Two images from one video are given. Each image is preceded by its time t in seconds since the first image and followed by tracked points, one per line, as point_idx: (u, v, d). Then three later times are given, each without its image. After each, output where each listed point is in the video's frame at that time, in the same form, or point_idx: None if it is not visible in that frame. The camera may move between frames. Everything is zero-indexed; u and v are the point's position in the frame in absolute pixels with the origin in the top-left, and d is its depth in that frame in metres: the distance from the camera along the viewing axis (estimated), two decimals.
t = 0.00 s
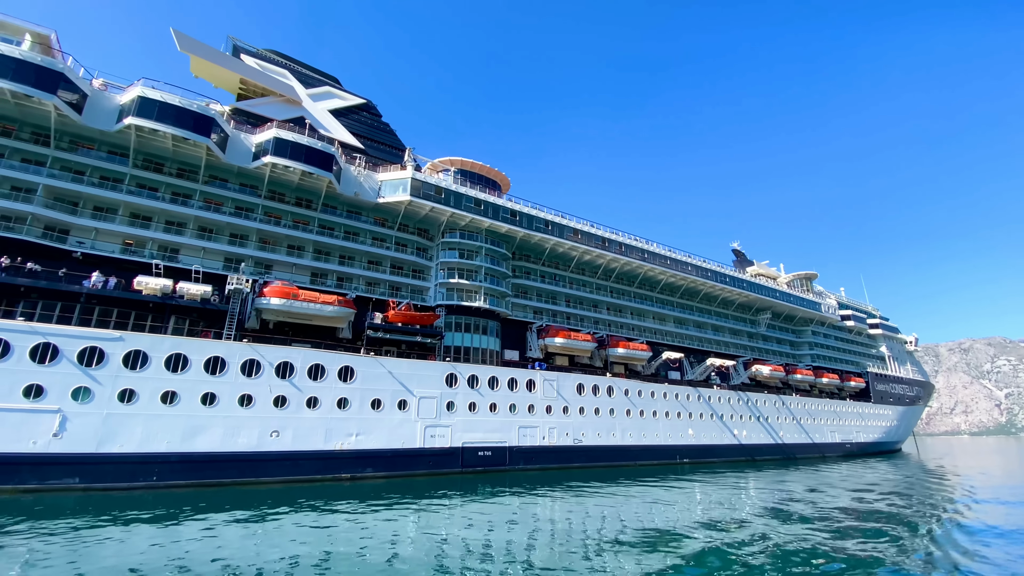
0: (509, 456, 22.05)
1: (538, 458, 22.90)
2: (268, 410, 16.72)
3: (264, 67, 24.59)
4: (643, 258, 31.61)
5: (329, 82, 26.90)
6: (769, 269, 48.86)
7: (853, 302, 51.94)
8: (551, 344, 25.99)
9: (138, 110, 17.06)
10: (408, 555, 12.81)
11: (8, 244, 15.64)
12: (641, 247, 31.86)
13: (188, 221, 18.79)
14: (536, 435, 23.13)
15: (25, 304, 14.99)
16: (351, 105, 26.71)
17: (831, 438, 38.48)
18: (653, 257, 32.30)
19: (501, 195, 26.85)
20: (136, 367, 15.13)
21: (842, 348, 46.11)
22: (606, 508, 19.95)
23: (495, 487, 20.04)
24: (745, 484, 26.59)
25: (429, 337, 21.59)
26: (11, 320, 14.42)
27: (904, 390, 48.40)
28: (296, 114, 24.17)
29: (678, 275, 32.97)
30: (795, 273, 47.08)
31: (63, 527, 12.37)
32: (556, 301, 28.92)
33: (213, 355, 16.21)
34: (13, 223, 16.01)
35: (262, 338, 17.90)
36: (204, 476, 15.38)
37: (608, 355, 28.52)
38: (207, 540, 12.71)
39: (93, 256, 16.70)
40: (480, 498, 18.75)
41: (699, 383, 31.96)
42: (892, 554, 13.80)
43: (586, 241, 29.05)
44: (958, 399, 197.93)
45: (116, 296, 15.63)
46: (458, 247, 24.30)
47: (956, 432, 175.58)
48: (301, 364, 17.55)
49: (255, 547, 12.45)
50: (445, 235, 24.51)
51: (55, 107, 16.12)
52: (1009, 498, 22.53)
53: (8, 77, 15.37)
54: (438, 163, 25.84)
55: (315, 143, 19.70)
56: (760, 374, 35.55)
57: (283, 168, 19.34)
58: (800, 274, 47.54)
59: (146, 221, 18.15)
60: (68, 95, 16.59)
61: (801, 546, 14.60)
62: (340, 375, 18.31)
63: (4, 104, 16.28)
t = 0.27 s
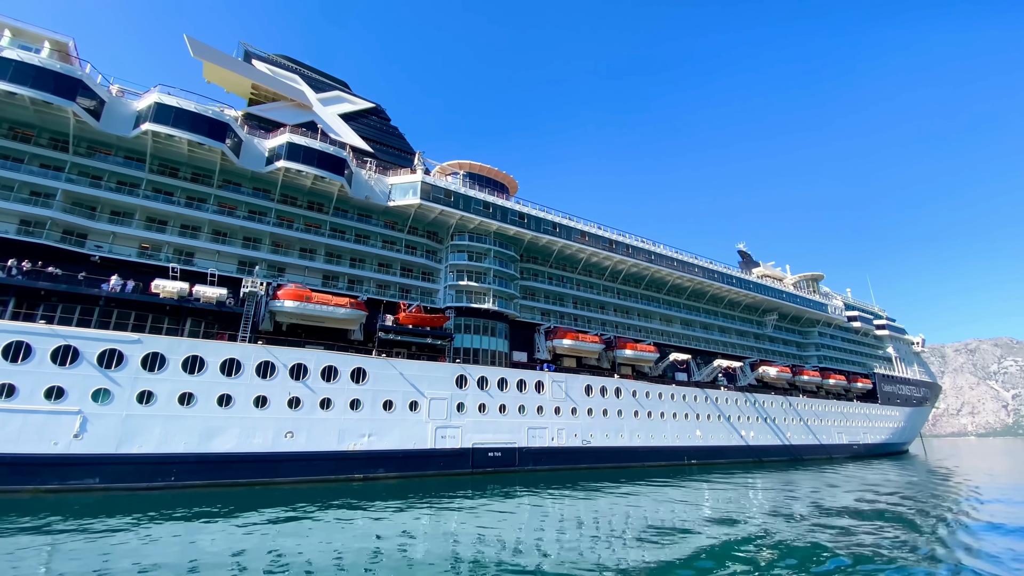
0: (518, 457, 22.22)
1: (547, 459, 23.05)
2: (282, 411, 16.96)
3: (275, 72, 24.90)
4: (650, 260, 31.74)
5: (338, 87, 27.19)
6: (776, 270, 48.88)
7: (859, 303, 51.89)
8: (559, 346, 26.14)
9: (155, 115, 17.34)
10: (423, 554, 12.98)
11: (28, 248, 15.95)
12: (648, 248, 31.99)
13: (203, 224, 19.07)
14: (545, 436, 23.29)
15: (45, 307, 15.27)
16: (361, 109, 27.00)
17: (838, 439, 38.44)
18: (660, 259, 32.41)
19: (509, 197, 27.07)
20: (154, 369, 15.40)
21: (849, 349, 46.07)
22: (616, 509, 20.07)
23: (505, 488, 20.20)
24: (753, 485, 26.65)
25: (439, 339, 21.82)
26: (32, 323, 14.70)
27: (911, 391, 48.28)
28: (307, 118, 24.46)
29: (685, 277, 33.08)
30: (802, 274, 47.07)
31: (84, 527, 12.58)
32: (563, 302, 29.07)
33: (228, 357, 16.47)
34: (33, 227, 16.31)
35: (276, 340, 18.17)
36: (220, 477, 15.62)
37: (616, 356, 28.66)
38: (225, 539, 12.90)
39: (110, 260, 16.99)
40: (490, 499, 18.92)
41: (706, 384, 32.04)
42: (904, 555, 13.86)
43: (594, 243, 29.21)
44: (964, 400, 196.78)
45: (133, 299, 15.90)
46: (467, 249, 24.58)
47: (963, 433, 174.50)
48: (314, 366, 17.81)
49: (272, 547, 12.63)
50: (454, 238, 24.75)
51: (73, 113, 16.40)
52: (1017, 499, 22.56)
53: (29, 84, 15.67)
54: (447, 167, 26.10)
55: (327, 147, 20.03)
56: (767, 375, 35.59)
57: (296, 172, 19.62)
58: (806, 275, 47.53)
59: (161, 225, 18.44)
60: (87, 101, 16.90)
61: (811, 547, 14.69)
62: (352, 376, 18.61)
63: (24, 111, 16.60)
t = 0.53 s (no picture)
0: (528, 458, 22.37)
1: (556, 460, 23.19)
2: (296, 412, 17.20)
3: (286, 77, 25.18)
4: (657, 261, 31.84)
5: (347, 91, 27.45)
6: (782, 271, 48.88)
7: (865, 304, 51.84)
8: (567, 347, 26.28)
9: (170, 121, 17.61)
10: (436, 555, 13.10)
11: (46, 252, 16.20)
12: (655, 250, 32.09)
13: (216, 228, 19.31)
14: (554, 438, 23.43)
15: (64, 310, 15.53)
16: (370, 113, 27.25)
17: (845, 440, 38.42)
18: (666, 260, 32.52)
19: (517, 200, 27.27)
20: (171, 371, 15.65)
21: (856, 350, 46.06)
22: (624, 510, 20.15)
23: (515, 489, 20.35)
24: (760, 486, 26.73)
25: (448, 340, 22.01)
26: (52, 326, 14.95)
27: (918, 392, 48.17)
28: (317, 122, 24.72)
29: (692, 279, 33.18)
30: (808, 275, 47.05)
31: (103, 526, 12.77)
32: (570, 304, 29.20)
33: (243, 359, 16.70)
34: (51, 232, 16.57)
35: (289, 342, 18.41)
36: (236, 477, 15.85)
37: (623, 358, 28.78)
38: (240, 539, 13.05)
39: (126, 263, 17.24)
40: (499, 499, 19.09)
41: (713, 385, 32.10)
42: (915, 557, 13.90)
43: (601, 245, 29.34)
44: (971, 401, 195.73)
45: (150, 302, 16.14)
46: (475, 252, 24.81)
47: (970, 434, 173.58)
48: (327, 368, 18.07)
49: (287, 547, 12.78)
50: (463, 240, 24.98)
51: (91, 119, 16.66)
52: None
53: (48, 91, 15.93)
54: (455, 170, 26.31)
55: (339, 151, 20.33)
56: (773, 376, 35.63)
57: (308, 176, 19.88)
58: (812, 276, 47.51)
59: (176, 229, 18.70)
60: (103, 107, 17.16)
61: (822, 549, 14.73)
62: (364, 378, 18.86)
63: (42, 117, 16.88)
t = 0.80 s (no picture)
0: (536, 459, 22.52)
1: (564, 462, 23.32)
2: (309, 414, 17.42)
3: (295, 82, 25.46)
4: (663, 263, 31.96)
5: (356, 95, 27.72)
6: (787, 272, 48.92)
7: (871, 305, 51.83)
8: (574, 349, 26.43)
9: (185, 127, 17.87)
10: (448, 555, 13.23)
11: (63, 256, 16.44)
12: (661, 252, 32.22)
13: (229, 232, 19.54)
14: (562, 439, 23.57)
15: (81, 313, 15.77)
16: (378, 117, 27.52)
17: (852, 441, 38.41)
18: (672, 262, 32.64)
19: (524, 202, 27.48)
20: (187, 374, 15.87)
21: (861, 351, 46.07)
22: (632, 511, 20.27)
23: (524, 490, 20.50)
24: (767, 488, 26.81)
25: (457, 343, 22.19)
26: (69, 329, 15.18)
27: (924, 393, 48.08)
28: (326, 126, 24.98)
29: (698, 280, 33.29)
30: (813, 276, 47.07)
31: (121, 526, 12.96)
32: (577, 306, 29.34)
33: (257, 361, 16.92)
34: (68, 236, 16.82)
35: (302, 344, 18.65)
36: (250, 478, 16.05)
37: (629, 360, 28.91)
38: (255, 539, 13.23)
39: (142, 267, 17.49)
40: (509, 500, 19.26)
41: (719, 387, 32.17)
42: (924, 558, 13.98)
43: (608, 247, 29.49)
44: (976, 402, 194.83)
45: (166, 305, 16.38)
46: (483, 254, 25.03)
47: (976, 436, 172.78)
48: (339, 370, 18.30)
49: (301, 547, 12.93)
50: (471, 243, 25.20)
51: (107, 125, 16.92)
52: None
53: (65, 97, 16.19)
54: (463, 173, 26.52)
55: (349, 156, 20.62)
56: (779, 378, 35.68)
57: (319, 181, 20.14)
58: (818, 278, 47.54)
59: (190, 233, 18.94)
60: (119, 113, 17.41)
61: (831, 549, 14.84)
62: (375, 379, 19.09)
63: (59, 123, 17.14)
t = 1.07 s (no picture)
0: (544, 461, 22.66)
1: (572, 463, 23.45)
2: (321, 415, 17.66)
3: (305, 86, 25.71)
4: (669, 265, 32.09)
5: (364, 99, 27.96)
6: (792, 273, 48.98)
7: (876, 306, 51.81)
8: (581, 350, 26.57)
9: (198, 132, 18.11)
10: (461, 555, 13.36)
11: (80, 260, 16.70)
12: (667, 253, 32.35)
13: (241, 235, 19.76)
14: (570, 440, 23.70)
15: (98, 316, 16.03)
16: (386, 121, 27.75)
17: (857, 443, 38.42)
18: (678, 264, 32.76)
19: (530, 205, 27.66)
20: (202, 376, 16.10)
21: (867, 352, 46.09)
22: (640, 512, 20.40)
23: (533, 491, 20.65)
24: (773, 489, 26.87)
25: (466, 344, 22.37)
26: (87, 332, 15.44)
27: (930, 394, 47.99)
28: (335, 130, 25.21)
29: (703, 282, 33.40)
30: (818, 277, 47.11)
31: (138, 526, 13.16)
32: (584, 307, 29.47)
33: (270, 363, 17.15)
34: (84, 240, 17.07)
35: (314, 346, 18.89)
36: (264, 479, 16.26)
37: (636, 361, 29.03)
38: (270, 539, 13.40)
39: (156, 270, 17.73)
40: (518, 501, 19.42)
41: (725, 388, 32.25)
42: (933, 558, 14.08)
43: (614, 249, 29.63)
44: (981, 403, 194.05)
45: (180, 308, 16.62)
46: (490, 257, 25.22)
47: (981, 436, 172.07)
48: (350, 372, 18.54)
49: (315, 547, 13.08)
50: (478, 245, 25.40)
51: (123, 130, 17.15)
52: None
53: (82, 103, 16.43)
54: (470, 175, 26.71)
55: (359, 160, 20.86)
56: (785, 379, 35.75)
57: (330, 184, 20.37)
58: (823, 279, 47.56)
59: (203, 236, 19.17)
60: (133, 118, 17.64)
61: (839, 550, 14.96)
62: (385, 381, 19.29)
63: (75, 129, 17.40)
